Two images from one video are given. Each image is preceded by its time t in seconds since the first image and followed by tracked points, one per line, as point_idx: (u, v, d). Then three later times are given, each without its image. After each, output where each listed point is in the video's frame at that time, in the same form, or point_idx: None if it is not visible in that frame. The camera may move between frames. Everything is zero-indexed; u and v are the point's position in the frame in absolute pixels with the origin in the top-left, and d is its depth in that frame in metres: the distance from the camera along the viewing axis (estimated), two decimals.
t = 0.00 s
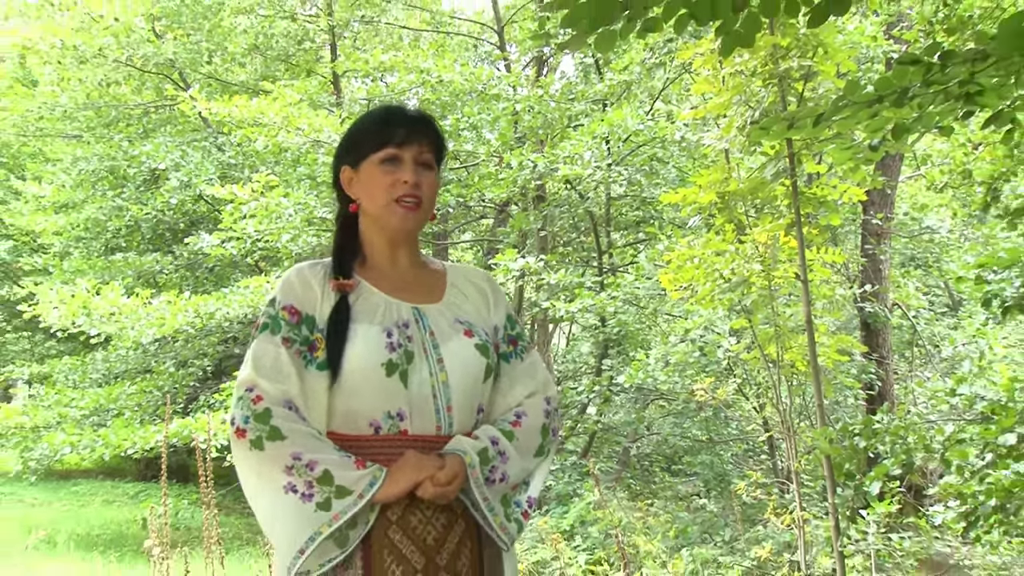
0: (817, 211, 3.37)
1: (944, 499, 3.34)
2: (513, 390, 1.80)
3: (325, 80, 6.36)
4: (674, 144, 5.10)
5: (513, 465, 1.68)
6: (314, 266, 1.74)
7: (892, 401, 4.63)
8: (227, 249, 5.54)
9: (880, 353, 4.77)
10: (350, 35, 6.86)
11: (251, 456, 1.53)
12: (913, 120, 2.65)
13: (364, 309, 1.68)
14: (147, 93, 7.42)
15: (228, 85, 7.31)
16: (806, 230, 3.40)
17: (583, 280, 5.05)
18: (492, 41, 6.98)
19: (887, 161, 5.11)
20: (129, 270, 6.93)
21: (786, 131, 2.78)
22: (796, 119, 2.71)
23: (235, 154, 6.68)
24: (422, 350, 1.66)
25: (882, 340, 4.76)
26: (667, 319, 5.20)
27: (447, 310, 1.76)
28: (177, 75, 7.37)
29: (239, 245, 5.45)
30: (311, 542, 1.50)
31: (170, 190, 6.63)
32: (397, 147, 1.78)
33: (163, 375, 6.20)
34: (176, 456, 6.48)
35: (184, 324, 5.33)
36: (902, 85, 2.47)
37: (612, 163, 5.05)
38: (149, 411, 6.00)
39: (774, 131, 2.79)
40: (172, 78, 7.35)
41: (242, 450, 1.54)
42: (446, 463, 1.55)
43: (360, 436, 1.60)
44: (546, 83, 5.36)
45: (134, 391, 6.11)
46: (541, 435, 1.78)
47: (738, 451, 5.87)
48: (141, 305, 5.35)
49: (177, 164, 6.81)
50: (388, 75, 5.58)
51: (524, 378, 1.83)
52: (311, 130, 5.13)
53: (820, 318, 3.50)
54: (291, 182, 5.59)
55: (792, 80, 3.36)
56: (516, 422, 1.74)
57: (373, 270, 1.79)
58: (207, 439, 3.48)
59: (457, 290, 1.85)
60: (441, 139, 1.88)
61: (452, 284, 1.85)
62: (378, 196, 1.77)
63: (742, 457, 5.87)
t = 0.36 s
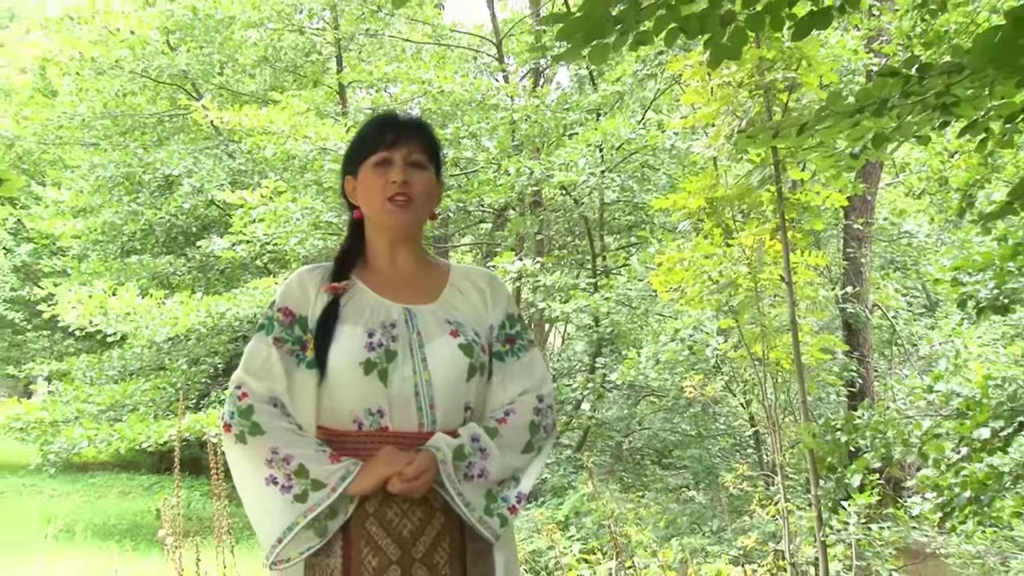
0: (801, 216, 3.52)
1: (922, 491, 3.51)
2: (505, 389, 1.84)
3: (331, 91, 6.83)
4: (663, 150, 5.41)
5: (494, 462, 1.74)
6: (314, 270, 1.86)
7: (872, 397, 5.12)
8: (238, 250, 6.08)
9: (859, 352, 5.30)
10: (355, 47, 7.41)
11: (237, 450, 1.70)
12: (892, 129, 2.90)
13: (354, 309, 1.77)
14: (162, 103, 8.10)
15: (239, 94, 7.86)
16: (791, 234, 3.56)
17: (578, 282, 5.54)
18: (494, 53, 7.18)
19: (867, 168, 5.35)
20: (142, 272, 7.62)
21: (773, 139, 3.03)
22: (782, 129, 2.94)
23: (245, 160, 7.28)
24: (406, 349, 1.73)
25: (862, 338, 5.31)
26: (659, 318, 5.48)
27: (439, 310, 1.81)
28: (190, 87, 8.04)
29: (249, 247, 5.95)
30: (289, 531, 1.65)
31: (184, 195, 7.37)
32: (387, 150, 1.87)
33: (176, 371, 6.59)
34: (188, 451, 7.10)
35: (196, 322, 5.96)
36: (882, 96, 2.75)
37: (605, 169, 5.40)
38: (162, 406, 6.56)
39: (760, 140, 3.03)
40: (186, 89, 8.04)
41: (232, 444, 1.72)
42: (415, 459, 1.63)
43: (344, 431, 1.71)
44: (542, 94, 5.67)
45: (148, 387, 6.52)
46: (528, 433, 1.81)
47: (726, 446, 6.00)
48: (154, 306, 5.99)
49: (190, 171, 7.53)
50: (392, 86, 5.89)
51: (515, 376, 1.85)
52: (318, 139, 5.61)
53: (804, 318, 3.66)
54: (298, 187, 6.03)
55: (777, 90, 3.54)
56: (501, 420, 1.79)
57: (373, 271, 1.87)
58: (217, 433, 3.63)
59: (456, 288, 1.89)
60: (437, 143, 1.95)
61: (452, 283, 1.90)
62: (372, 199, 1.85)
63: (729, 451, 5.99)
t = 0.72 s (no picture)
0: (784, 220, 3.68)
1: (899, 482, 3.67)
2: (488, 383, 1.89)
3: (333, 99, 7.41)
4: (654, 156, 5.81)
5: (468, 454, 1.80)
6: (317, 274, 2.01)
7: (852, 390, 5.40)
8: (246, 252, 6.51)
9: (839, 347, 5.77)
10: (357, 57, 8.05)
11: (233, 443, 1.89)
12: (870, 136, 3.14)
13: (343, 311, 1.91)
14: (172, 110, 8.86)
15: (247, 103, 8.61)
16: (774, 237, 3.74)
17: (571, 282, 5.88)
18: (489, 64, 7.96)
19: (847, 174, 5.62)
20: (155, 272, 8.48)
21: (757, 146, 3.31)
22: (765, 136, 3.21)
23: (252, 165, 7.88)
24: (388, 346, 1.84)
25: (843, 336, 5.77)
26: (648, 316, 5.81)
27: (425, 308, 1.89)
28: (200, 95, 8.61)
29: (255, 248, 6.46)
30: (274, 520, 1.81)
31: (194, 200, 8.08)
32: (384, 157, 1.96)
33: (188, 366, 7.36)
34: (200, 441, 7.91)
35: (205, 321, 6.53)
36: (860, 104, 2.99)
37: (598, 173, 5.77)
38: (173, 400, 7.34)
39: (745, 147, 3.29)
40: (196, 96, 8.60)
41: (230, 438, 1.91)
42: (382, 450, 1.74)
43: (330, 425, 1.86)
44: (537, 102, 6.05)
45: (161, 383, 7.42)
46: (508, 426, 1.85)
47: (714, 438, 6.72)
48: (166, 304, 6.55)
49: (201, 176, 8.20)
50: (393, 94, 6.22)
51: (499, 370, 1.89)
52: (323, 145, 6.03)
53: (788, 317, 3.82)
54: (303, 191, 6.55)
55: (762, 99, 3.70)
56: (479, 414, 1.83)
57: (371, 274, 1.99)
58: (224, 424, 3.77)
59: (448, 288, 1.95)
60: (435, 147, 2.01)
61: (444, 283, 1.96)
62: (366, 206, 1.95)
63: (718, 443, 6.71)
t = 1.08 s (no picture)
0: (770, 221, 3.85)
1: (880, 471, 3.84)
2: (486, 378, 2.04)
3: (339, 107, 8.05)
4: (645, 160, 6.38)
5: (468, 446, 1.95)
6: (322, 274, 2.15)
7: (835, 384, 5.71)
8: (256, 252, 7.10)
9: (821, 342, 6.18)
10: (362, 67, 8.75)
11: (243, 437, 2.04)
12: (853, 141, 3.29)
13: (347, 309, 2.05)
14: (184, 118, 9.47)
15: (255, 109, 9.24)
16: (761, 238, 3.90)
17: (567, 281, 6.21)
18: (488, 73, 8.48)
19: (830, 177, 5.91)
20: (168, 272, 9.27)
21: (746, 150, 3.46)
22: (752, 139, 3.35)
23: (261, 170, 8.59)
24: (390, 343, 1.98)
25: (826, 333, 6.14)
26: (640, 313, 6.13)
27: (425, 307, 2.04)
28: (211, 103, 9.48)
29: (264, 250, 7.07)
30: (283, 510, 1.96)
31: (205, 202, 8.88)
32: (387, 163, 2.09)
33: (201, 363, 8.07)
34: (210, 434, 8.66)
35: (217, 318, 7.16)
36: (843, 110, 3.16)
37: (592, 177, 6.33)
38: (185, 395, 8.03)
39: (733, 150, 3.44)
40: (206, 105, 9.51)
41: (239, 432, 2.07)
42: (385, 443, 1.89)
43: (334, 418, 2.01)
44: (533, 109, 6.54)
45: (174, 378, 8.06)
46: (504, 419, 2.01)
47: (703, 431, 7.17)
48: (178, 303, 7.13)
49: (212, 181, 8.95)
50: (397, 101, 6.59)
51: (496, 366, 2.04)
52: (327, 150, 6.46)
53: (773, 314, 3.99)
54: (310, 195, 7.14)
55: (749, 106, 3.87)
56: (478, 407, 1.98)
57: (373, 274, 2.12)
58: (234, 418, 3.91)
59: (446, 288, 2.09)
60: (434, 154, 2.15)
61: (443, 283, 2.10)
62: (370, 209, 2.09)
63: (706, 435, 7.14)
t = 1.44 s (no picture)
0: (755, 224, 4.03)
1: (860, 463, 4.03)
2: (489, 374, 2.20)
3: (343, 114, 8.51)
4: (637, 165, 6.62)
5: (481, 437, 2.10)
6: (319, 273, 2.24)
7: (817, 380, 6.00)
8: (262, 252, 7.96)
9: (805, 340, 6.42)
10: (364, 75, 9.23)
11: (256, 433, 2.05)
12: (834, 147, 3.47)
13: (354, 307, 2.14)
14: (196, 124, 10.30)
15: (263, 115, 9.67)
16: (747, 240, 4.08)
17: (560, 281, 6.52)
18: (485, 81, 9.06)
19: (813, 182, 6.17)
20: (179, 271, 9.90)
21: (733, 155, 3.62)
22: (738, 146, 3.51)
23: (268, 174, 9.11)
24: (402, 340, 2.10)
25: (809, 330, 6.40)
26: (630, 311, 6.44)
27: (429, 306, 2.18)
28: (220, 110, 10.09)
29: (271, 250, 7.78)
30: (302, 504, 2.00)
31: (215, 206, 9.49)
32: (378, 165, 2.21)
33: (208, 359, 8.70)
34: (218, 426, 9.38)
35: (226, 315, 7.89)
36: (826, 118, 3.35)
37: (585, 181, 6.60)
38: (196, 388, 8.70)
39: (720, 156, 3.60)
40: (216, 111, 10.11)
41: (250, 428, 2.06)
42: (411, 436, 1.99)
43: (349, 413, 2.08)
44: (529, 116, 6.88)
45: (184, 372, 8.70)
46: (510, 412, 2.18)
47: (691, 424, 7.45)
48: (188, 301, 7.93)
49: (220, 185, 9.49)
50: (398, 108, 6.92)
51: (499, 363, 2.22)
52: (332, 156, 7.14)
53: (759, 312, 4.17)
54: (314, 198, 7.75)
55: (735, 114, 4.04)
56: (487, 401, 2.15)
57: (369, 272, 2.23)
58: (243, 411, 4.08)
59: (442, 286, 2.25)
60: (421, 157, 2.28)
61: (439, 283, 2.26)
62: (364, 209, 2.21)
63: (695, 428, 7.42)
